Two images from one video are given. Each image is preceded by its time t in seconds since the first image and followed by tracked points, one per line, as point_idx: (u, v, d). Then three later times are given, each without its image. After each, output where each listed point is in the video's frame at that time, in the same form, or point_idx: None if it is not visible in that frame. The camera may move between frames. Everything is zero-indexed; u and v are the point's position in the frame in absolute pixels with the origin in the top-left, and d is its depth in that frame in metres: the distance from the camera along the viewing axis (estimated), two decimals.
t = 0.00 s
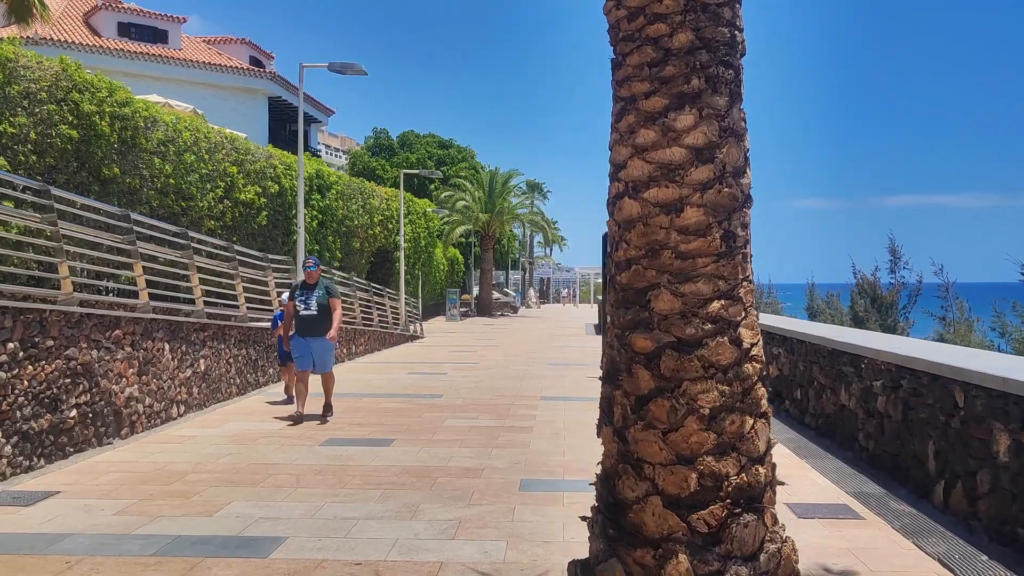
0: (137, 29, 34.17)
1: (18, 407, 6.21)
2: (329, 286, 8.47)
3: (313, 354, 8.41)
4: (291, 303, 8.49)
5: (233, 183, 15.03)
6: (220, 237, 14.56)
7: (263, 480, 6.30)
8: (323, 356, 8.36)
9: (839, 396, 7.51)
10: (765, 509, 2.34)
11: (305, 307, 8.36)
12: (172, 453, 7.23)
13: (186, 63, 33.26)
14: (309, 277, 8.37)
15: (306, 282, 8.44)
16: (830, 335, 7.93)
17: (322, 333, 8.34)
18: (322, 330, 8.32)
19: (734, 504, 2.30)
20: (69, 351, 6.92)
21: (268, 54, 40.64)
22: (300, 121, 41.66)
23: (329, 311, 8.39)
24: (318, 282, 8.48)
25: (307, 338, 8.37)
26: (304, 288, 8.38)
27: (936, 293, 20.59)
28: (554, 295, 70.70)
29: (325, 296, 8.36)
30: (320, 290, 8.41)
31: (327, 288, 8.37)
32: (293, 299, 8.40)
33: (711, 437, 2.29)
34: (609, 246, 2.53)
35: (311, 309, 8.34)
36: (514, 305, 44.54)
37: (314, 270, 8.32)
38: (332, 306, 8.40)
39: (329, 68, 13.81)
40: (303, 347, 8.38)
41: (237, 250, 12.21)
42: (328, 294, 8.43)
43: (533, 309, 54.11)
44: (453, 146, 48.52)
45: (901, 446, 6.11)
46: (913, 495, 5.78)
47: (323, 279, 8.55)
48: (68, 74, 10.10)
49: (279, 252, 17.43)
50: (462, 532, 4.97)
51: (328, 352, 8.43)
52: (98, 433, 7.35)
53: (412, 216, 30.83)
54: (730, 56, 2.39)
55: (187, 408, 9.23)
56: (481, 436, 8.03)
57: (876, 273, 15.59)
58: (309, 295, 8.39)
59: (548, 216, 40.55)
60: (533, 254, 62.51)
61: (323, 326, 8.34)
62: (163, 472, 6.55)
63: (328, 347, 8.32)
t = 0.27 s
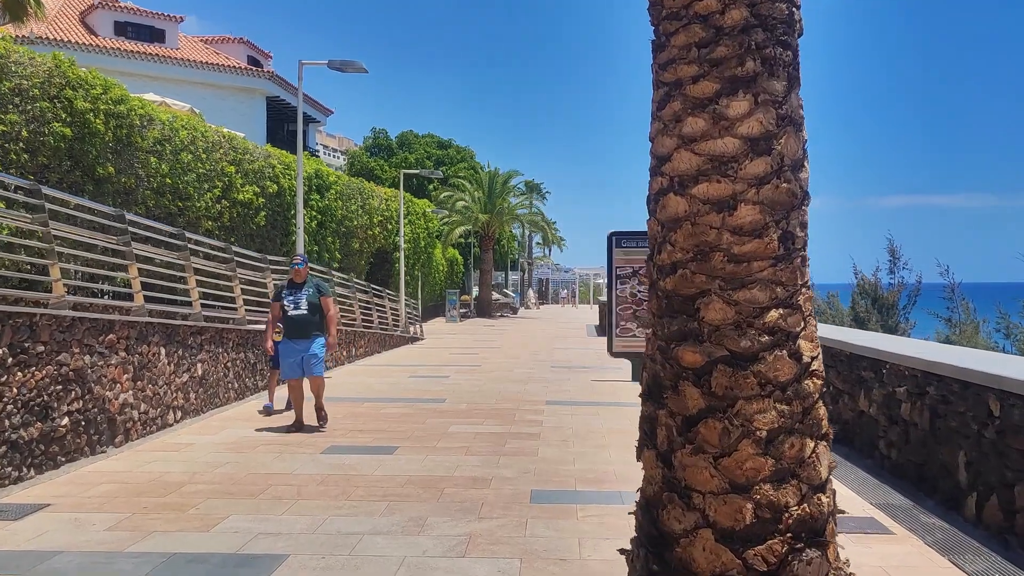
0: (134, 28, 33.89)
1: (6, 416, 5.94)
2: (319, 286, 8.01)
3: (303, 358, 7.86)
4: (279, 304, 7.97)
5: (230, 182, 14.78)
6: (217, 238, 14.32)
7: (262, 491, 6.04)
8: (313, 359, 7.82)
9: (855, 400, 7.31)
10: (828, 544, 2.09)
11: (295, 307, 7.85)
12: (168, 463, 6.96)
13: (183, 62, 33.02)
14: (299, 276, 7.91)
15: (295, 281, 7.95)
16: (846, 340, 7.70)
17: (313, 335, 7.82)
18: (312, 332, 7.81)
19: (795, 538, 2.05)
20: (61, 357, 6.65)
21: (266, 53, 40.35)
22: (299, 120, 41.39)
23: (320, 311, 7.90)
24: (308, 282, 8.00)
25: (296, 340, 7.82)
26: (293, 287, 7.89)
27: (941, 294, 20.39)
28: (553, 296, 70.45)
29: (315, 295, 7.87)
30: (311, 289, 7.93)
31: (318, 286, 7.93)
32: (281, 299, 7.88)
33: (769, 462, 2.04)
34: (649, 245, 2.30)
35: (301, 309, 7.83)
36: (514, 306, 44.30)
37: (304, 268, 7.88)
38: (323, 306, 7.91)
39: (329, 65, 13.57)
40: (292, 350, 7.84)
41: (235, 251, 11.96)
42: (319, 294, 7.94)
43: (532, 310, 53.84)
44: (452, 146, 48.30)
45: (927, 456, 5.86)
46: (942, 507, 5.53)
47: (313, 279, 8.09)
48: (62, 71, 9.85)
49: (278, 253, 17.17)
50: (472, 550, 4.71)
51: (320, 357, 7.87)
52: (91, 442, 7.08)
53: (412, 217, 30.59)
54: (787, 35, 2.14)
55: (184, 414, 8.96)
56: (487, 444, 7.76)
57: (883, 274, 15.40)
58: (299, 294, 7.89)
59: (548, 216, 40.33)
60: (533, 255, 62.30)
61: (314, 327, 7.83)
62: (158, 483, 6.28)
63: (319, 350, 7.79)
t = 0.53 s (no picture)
0: (131, 25, 33.63)
1: None
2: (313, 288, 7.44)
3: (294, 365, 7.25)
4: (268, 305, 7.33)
5: (227, 179, 14.55)
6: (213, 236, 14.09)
7: (258, 498, 5.78)
8: (302, 367, 7.20)
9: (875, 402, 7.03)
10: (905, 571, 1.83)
11: (286, 309, 7.24)
12: (161, 467, 6.69)
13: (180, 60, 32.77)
14: (292, 276, 7.34)
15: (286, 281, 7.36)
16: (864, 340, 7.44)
17: (304, 340, 7.22)
18: (303, 337, 7.21)
19: (866, 564, 1.80)
20: (49, 358, 6.38)
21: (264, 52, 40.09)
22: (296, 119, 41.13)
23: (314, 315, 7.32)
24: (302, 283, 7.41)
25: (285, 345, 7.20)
26: (284, 287, 7.29)
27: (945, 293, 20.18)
28: (551, 296, 70.17)
29: (309, 298, 7.30)
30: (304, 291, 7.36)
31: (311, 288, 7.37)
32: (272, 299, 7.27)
33: (838, 478, 1.78)
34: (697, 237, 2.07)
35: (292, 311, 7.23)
36: (513, 306, 44.07)
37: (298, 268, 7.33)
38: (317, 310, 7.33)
39: (327, 60, 13.30)
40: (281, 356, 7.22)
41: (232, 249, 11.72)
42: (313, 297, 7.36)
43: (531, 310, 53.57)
44: (451, 145, 48.05)
45: (953, 460, 5.62)
46: (970, 514, 5.29)
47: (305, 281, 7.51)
48: (51, 62, 9.68)
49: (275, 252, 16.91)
50: (481, 561, 4.46)
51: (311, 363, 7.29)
52: (81, 446, 6.81)
53: (410, 215, 30.34)
54: None
55: (178, 416, 8.69)
56: (492, 447, 7.50)
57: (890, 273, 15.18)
58: (290, 296, 7.30)
59: (547, 215, 40.10)
60: (531, 254, 62.06)
61: (306, 332, 7.23)
62: (150, 489, 6.01)
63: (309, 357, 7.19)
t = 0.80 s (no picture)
0: (125, 24, 33.33)
1: None
2: (306, 290, 6.96)
3: (278, 373, 6.84)
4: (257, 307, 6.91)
5: (221, 178, 14.27)
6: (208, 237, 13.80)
7: (253, 512, 5.49)
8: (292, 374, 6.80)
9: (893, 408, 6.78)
10: None
11: (275, 313, 6.80)
12: (152, 479, 6.40)
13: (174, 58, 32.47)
14: (283, 277, 6.87)
15: (277, 283, 6.90)
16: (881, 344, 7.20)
17: (294, 346, 6.80)
18: (293, 342, 6.79)
19: None
20: (33, 364, 6.08)
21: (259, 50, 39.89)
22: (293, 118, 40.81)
23: (304, 319, 6.87)
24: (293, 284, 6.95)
25: (274, 350, 6.79)
26: (274, 289, 6.84)
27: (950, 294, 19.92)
28: (549, 296, 69.85)
29: (300, 302, 6.83)
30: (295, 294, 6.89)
31: (304, 291, 6.89)
32: (260, 302, 6.83)
33: (931, 522, 1.81)
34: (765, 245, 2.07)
35: (281, 315, 6.78)
36: (511, 307, 43.75)
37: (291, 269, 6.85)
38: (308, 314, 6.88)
39: (325, 56, 13.03)
40: (267, 363, 6.82)
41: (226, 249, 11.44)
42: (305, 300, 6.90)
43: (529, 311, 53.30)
44: (448, 145, 47.73)
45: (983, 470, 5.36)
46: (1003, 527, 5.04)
47: (299, 282, 7.03)
48: (39, 58, 9.48)
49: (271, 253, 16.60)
50: None
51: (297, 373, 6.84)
52: (67, 456, 6.52)
53: (408, 215, 30.05)
54: None
55: (171, 423, 8.41)
56: (496, 456, 7.22)
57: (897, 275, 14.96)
58: (281, 298, 6.84)
59: (544, 216, 39.78)
60: (529, 255, 61.75)
61: (296, 338, 6.80)
62: (139, 503, 5.72)
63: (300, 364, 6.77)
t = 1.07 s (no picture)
0: (119, 21, 32.99)
1: None
2: (290, 287, 6.24)
3: (267, 379, 6.15)
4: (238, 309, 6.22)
5: (216, 175, 13.97)
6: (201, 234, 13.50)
7: (247, 522, 5.22)
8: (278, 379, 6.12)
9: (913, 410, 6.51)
10: None
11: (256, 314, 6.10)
12: (141, 486, 6.11)
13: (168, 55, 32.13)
14: (264, 275, 6.17)
15: (258, 282, 6.21)
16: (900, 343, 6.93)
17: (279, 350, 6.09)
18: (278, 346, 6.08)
19: None
20: (16, 365, 5.78)
21: (254, 48, 39.57)
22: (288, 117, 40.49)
23: (289, 320, 6.15)
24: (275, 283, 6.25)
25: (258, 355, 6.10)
26: (255, 289, 6.16)
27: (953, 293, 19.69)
28: (546, 296, 69.64)
29: (283, 301, 6.13)
30: (278, 292, 6.18)
31: (287, 289, 6.19)
32: (240, 305, 6.15)
33: None
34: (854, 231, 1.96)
35: (264, 317, 6.10)
36: (508, 307, 43.44)
37: (271, 265, 6.15)
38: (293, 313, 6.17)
39: (321, 50, 12.73)
40: (251, 369, 6.13)
41: (221, 247, 11.14)
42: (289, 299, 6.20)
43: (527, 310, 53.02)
44: (444, 143, 47.40)
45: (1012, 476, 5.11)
46: None
47: (282, 279, 6.32)
48: (27, 48, 9.22)
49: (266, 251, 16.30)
50: None
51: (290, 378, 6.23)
52: (53, 462, 6.22)
53: (405, 214, 29.74)
54: None
55: (162, 427, 8.10)
56: (501, 461, 6.95)
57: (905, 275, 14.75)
58: (263, 298, 6.15)
59: (542, 215, 39.44)
60: (526, 254, 61.43)
61: (280, 341, 6.10)
62: (127, 512, 5.44)
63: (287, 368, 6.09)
